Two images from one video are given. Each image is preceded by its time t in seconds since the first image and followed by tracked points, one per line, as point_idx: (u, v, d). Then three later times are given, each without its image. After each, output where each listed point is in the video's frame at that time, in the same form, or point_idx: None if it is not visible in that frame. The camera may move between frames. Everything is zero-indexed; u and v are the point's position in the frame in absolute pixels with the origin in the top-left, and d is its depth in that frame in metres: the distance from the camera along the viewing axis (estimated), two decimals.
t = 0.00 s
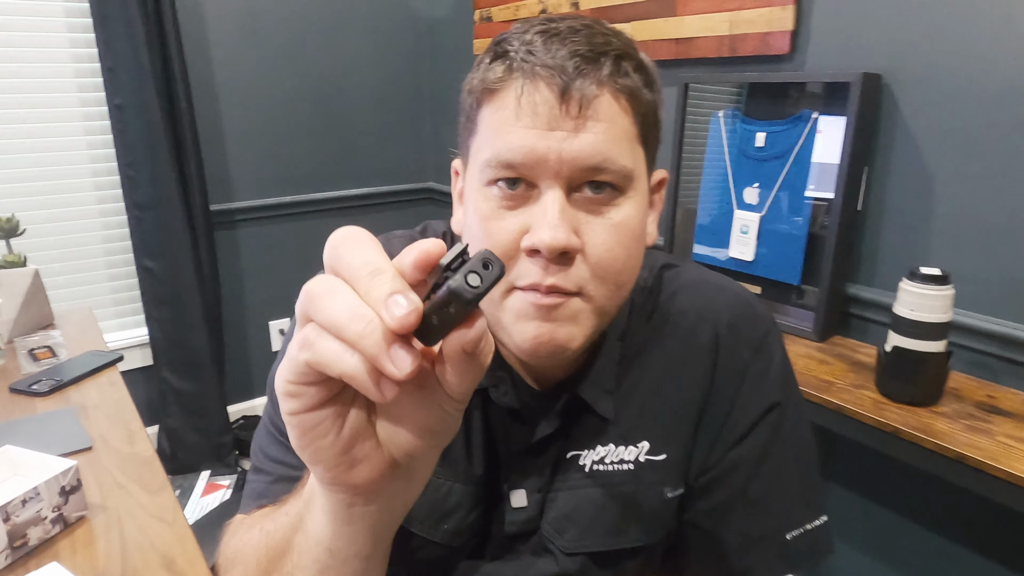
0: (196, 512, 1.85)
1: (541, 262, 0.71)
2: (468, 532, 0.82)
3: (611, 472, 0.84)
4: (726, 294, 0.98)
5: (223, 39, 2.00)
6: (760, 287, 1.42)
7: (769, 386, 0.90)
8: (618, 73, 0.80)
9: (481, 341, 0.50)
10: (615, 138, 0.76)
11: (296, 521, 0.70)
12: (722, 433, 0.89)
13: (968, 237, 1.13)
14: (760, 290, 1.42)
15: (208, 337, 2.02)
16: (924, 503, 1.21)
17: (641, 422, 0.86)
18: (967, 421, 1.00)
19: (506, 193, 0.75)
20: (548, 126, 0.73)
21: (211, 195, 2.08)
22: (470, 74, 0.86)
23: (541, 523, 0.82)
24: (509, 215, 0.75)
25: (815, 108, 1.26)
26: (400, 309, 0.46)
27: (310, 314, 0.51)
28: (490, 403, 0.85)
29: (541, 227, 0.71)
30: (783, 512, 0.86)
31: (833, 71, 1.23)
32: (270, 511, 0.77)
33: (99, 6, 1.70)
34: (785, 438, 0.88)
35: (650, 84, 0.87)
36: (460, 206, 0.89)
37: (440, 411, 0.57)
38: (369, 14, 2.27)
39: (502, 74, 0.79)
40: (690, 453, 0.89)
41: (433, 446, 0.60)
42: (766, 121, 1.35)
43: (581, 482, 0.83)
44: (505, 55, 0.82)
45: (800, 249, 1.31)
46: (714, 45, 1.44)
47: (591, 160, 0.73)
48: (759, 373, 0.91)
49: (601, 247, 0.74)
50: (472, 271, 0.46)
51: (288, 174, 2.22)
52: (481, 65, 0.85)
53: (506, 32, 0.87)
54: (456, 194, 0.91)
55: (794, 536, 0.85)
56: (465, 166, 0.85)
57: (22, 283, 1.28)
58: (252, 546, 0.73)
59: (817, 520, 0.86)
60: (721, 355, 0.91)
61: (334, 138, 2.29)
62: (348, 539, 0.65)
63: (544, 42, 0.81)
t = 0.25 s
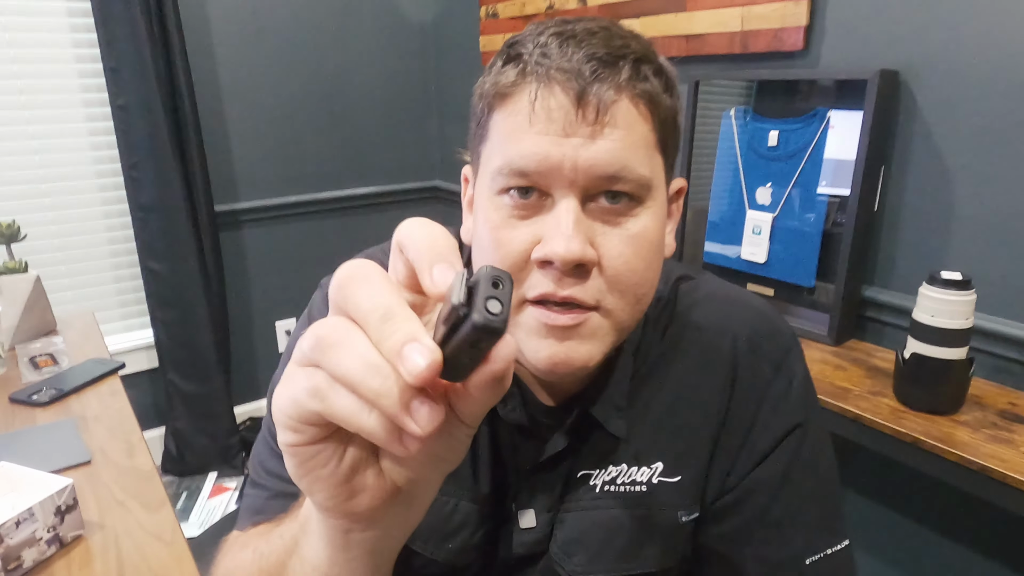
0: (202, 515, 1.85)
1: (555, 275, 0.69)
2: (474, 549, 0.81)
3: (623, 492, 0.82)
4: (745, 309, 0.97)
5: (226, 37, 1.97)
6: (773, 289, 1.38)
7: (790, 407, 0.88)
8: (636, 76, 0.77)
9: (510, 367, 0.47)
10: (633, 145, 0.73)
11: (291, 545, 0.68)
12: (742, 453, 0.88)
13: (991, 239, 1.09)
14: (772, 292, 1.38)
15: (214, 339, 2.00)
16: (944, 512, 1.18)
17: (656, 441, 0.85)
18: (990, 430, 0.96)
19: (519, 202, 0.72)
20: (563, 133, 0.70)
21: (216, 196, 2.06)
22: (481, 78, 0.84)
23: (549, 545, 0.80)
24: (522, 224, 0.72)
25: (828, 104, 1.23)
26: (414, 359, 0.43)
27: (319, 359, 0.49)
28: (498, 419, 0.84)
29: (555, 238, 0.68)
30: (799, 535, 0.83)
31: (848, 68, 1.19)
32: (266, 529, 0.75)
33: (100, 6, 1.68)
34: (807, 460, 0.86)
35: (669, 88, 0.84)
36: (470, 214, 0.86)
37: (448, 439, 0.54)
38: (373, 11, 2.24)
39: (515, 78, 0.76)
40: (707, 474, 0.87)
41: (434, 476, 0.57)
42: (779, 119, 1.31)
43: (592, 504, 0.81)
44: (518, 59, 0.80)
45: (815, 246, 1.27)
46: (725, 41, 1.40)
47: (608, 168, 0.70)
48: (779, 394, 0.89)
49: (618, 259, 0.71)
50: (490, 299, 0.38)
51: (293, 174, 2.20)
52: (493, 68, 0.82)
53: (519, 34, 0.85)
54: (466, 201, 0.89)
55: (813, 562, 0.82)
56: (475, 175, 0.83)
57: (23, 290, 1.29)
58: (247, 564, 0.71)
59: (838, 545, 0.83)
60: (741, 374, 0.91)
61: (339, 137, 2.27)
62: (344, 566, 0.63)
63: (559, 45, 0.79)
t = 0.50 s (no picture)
0: (206, 517, 1.85)
1: (564, 285, 0.68)
2: (481, 562, 0.80)
3: (635, 507, 0.81)
4: (756, 320, 0.96)
5: (229, 38, 1.97)
6: (778, 293, 1.37)
7: (804, 419, 0.87)
8: (649, 84, 0.76)
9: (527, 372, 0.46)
10: (645, 155, 0.72)
11: (296, 549, 0.68)
12: (756, 466, 0.87)
13: (1000, 244, 1.08)
14: (778, 295, 1.37)
15: (217, 341, 2.00)
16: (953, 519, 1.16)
17: (668, 456, 0.84)
18: (999, 439, 0.95)
19: (528, 211, 0.71)
20: (574, 141, 0.69)
21: (218, 197, 2.05)
22: (492, 84, 0.83)
23: (560, 559, 0.79)
24: (531, 233, 0.71)
25: (834, 106, 1.21)
26: (442, 394, 0.42)
27: (340, 384, 0.48)
28: (505, 428, 0.84)
29: (564, 249, 0.68)
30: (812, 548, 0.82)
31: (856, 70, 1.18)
32: (271, 536, 0.75)
33: (103, 8, 1.68)
34: (822, 474, 0.85)
35: (681, 96, 0.83)
36: (478, 220, 0.86)
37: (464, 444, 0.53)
38: (376, 12, 2.23)
39: (526, 85, 0.75)
40: (721, 490, 0.86)
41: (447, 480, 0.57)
42: (784, 122, 1.30)
43: (603, 519, 0.80)
44: (529, 65, 0.79)
45: (821, 249, 1.26)
46: (730, 43, 1.39)
47: (619, 179, 0.69)
48: (793, 407, 0.88)
49: (628, 271, 0.70)
50: (500, 323, 0.40)
51: (296, 175, 2.20)
52: (504, 74, 0.82)
53: (530, 40, 0.84)
54: (474, 206, 0.88)
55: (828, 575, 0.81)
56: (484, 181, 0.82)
57: (23, 294, 1.29)
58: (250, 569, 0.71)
59: (851, 557, 0.82)
60: (753, 385, 0.90)
61: (341, 138, 2.26)
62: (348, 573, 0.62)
63: (571, 52, 0.78)
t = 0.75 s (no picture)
0: (208, 518, 1.86)
1: (570, 280, 0.68)
2: (482, 562, 0.80)
3: (635, 505, 0.81)
4: (755, 320, 0.96)
5: (230, 40, 1.97)
6: (779, 295, 1.37)
7: (802, 419, 0.87)
8: (653, 84, 0.77)
9: (512, 365, 0.47)
10: (649, 153, 0.72)
11: (297, 542, 0.68)
12: (755, 466, 0.87)
13: (1001, 246, 1.08)
14: (778, 297, 1.37)
15: (218, 342, 2.00)
16: (953, 521, 1.16)
17: (668, 454, 0.84)
18: (1000, 441, 0.95)
19: (534, 208, 0.71)
20: (579, 139, 0.69)
21: (220, 199, 2.06)
22: (496, 84, 0.83)
23: (560, 558, 0.79)
24: (537, 230, 0.71)
25: (834, 108, 1.21)
26: (426, 385, 0.43)
27: (329, 378, 0.49)
28: (506, 428, 0.84)
29: (570, 245, 0.68)
30: (813, 548, 0.82)
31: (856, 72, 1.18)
32: (271, 533, 0.75)
33: (104, 10, 1.68)
34: (820, 474, 0.85)
35: (684, 97, 0.83)
36: (483, 221, 0.86)
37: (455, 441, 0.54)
38: (377, 14, 2.23)
39: (531, 84, 0.76)
40: (719, 489, 0.86)
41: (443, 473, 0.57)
42: (785, 124, 1.30)
43: (603, 517, 0.80)
44: (535, 65, 0.79)
45: (822, 250, 1.26)
46: (731, 45, 1.39)
47: (623, 176, 0.70)
48: (791, 407, 0.88)
49: (633, 265, 0.70)
50: (468, 325, 0.42)
51: (298, 177, 2.20)
52: (509, 75, 0.82)
53: (534, 42, 0.84)
54: (479, 207, 0.88)
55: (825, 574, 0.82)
56: (489, 182, 0.82)
57: (25, 296, 1.29)
58: (252, 566, 0.71)
59: (850, 557, 0.82)
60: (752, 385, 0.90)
61: (343, 140, 2.27)
62: (349, 564, 0.62)
63: (576, 53, 0.79)
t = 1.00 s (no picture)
0: (208, 519, 1.86)
1: (571, 277, 0.68)
2: (481, 562, 0.80)
3: (633, 506, 0.81)
4: (752, 319, 0.96)
5: (229, 42, 1.97)
6: (778, 296, 1.37)
7: (799, 419, 0.87)
8: (652, 83, 0.77)
9: (512, 368, 0.47)
10: (649, 151, 0.73)
11: (296, 536, 0.67)
12: (752, 466, 0.87)
13: (999, 246, 1.08)
14: (777, 298, 1.37)
15: (218, 344, 2.00)
16: (952, 522, 1.16)
17: (667, 455, 0.84)
18: (999, 441, 0.95)
19: (535, 206, 0.71)
20: (581, 136, 0.70)
21: (219, 201, 2.06)
22: (497, 83, 0.83)
23: (559, 559, 0.79)
24: (538, 227, 0.71)
25: (833, 109, 1.22)
26: (425, 394, 0.43)
27: (326, 384, 0.49)
28: (504, 428, 0.84)
29: (572, 241, 0.68)
30: (812, 548, 0.82)
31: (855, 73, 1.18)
32: (269, 529, 0.75)
33: (103, 12, 1.68)
34: (817, 474, 0.85)
35: (683, 96, 0.84)
36: (482, 220, 0.85)
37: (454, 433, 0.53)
38: (377, 16, 2.24)
39: (532, 83, 0.76)
40: (718, 489, 0.86)
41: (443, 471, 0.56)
42: (784, 125, 1.30)
43: (602, 518, 0.80)
44: (535, 64, 0.79)
45: (821, 251, 1.26)
46: (730, 46, 1.39)
47: (624, 172, 0.70)
48: (788, 406, 0.89)
49: (634, 262, 0.70)
50: (470, 341, 0.42)
51: (297, 179, 2.20)
52: (509, 74, 0.82)
53: (534, 42, 0.84)
54: (478, 206, 0.88)
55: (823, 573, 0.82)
56: (489, 180, 0.82)
57: (25, 298, 1.30)
58: (249, 561, 0.71)
59: (846, 555, 0.83)
60: (749, 384, 0.90)
61: (342, 141, 2.27)
62: (348, 553, 0.60)
63: (577, 52, 0.79)
